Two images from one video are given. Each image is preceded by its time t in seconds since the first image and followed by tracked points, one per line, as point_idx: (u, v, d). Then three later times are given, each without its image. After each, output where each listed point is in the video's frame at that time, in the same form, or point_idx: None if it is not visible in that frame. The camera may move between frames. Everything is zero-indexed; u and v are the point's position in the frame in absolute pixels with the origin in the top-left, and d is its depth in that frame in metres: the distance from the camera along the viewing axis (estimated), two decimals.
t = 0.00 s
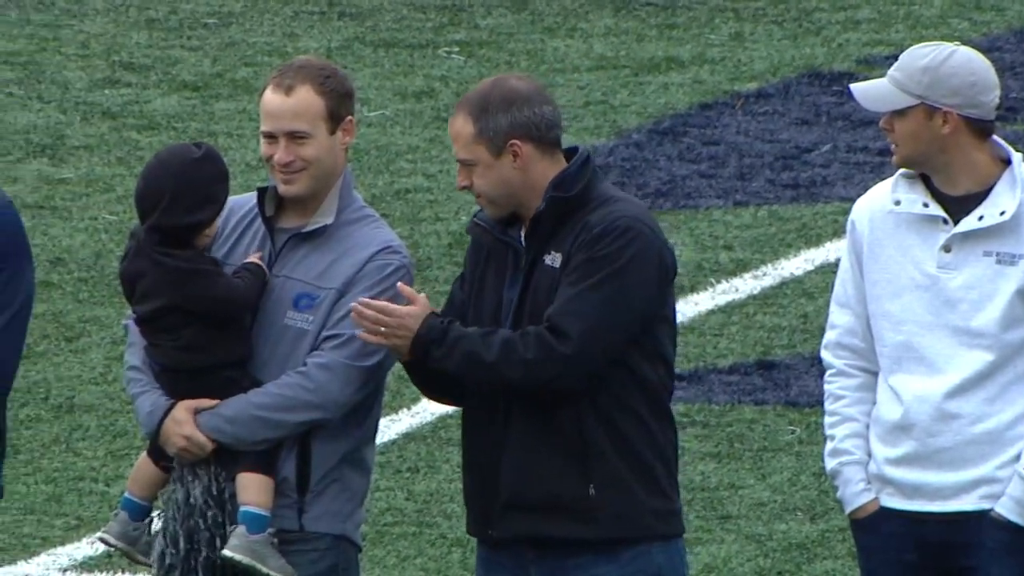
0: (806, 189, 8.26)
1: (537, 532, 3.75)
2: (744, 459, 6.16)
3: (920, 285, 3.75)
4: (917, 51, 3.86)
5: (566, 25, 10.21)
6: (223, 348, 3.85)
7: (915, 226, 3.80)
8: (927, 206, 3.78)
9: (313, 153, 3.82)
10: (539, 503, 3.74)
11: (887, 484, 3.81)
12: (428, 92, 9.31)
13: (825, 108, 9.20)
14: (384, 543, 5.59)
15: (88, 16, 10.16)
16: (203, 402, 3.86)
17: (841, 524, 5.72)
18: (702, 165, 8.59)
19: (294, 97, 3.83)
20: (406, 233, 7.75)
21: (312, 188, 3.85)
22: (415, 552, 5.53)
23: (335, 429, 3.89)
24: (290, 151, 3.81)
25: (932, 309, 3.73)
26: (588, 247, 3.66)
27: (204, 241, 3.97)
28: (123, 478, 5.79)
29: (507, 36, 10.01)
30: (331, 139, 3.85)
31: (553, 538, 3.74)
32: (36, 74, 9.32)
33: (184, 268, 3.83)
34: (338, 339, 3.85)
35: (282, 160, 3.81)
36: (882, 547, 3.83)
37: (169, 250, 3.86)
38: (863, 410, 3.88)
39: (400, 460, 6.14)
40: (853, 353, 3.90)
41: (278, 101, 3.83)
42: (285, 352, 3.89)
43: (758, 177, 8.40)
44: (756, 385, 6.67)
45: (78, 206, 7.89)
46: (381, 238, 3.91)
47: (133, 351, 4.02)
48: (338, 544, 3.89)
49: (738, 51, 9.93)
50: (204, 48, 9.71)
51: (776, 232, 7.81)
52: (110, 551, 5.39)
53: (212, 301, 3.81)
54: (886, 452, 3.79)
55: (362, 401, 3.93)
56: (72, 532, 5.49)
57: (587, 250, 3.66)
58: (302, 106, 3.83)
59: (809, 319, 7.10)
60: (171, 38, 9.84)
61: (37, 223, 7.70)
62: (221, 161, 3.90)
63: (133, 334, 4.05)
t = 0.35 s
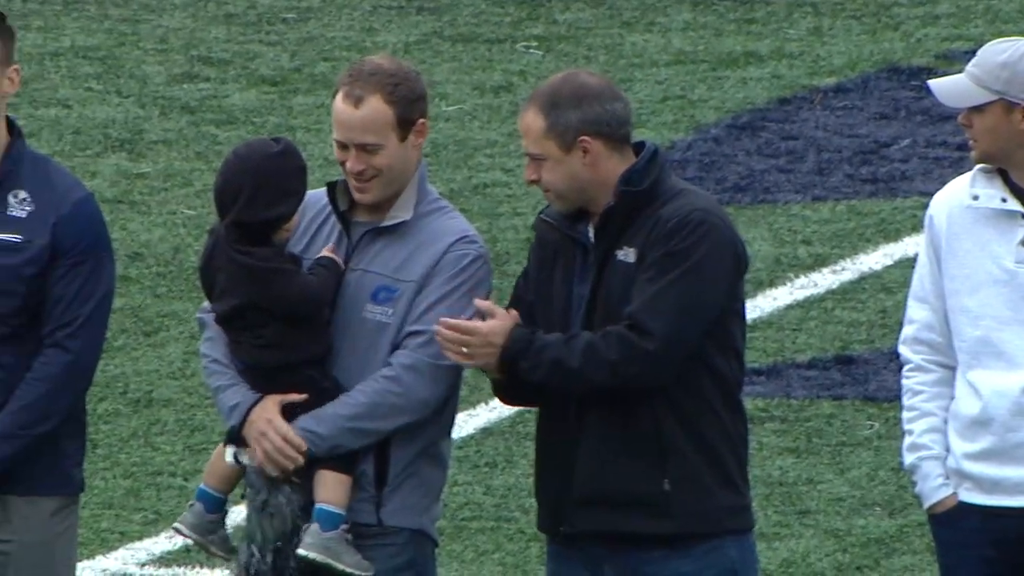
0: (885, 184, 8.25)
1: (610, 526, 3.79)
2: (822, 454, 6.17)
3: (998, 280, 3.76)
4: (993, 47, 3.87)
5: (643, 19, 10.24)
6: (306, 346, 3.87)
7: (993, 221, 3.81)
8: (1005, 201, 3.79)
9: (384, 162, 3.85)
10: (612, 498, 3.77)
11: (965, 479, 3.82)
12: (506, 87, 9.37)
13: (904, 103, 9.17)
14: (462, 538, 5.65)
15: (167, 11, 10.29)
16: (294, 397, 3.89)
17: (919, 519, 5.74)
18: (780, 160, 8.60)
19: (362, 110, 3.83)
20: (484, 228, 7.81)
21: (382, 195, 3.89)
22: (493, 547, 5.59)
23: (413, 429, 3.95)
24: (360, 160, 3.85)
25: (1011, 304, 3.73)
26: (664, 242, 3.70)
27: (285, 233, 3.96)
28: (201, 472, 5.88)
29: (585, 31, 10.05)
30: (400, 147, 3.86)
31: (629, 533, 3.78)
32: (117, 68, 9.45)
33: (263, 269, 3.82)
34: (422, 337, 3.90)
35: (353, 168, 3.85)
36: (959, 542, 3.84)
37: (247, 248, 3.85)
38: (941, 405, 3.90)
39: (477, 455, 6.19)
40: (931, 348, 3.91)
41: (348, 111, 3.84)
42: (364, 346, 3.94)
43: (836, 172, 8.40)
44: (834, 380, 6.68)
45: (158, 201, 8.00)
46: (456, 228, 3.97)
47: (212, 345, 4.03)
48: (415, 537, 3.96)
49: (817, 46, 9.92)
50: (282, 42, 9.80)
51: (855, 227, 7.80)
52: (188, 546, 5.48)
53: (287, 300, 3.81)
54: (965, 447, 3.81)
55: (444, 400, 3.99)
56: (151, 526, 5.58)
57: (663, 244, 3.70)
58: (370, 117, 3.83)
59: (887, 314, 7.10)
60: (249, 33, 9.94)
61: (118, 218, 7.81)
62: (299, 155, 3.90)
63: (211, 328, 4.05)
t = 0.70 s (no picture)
0: (963, 186, 8.18)
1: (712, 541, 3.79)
2: (901, 456, 6.11)
3: None
4: None
5: (722, 21, 10.18)
6: (389, 346, 3.86)
7: None
8: None
9: (441, 175, 3.78)
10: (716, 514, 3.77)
11: None
12: (583, 88, 9.35)
13: (983, 104, 9.09)
14: (539, 540, 5.63)
15: (245, 11, 10.32)
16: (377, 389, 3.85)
17: (998, 521, 5.67)
18: (858, 161, 8.53)
19: (423, 121, 3.76)
20: (562, 228, 7.79)
21: (442, 204, 3.84)
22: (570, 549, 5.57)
23: (490, 432, 3.93)
24: (418, 170, 3.79)
25: None
26: (785, 259, 3.67)
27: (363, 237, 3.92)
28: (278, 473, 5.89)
29: (664, 32, 10.01)
30: (461, 162, 3.79)
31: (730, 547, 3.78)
32: (194, 70, 9.49)
33: (343, 268, 3.80)
34: (519, 349, 3.89)
35: (412, 177, 3.80)
36: None
37: (326, 245, 3.84)
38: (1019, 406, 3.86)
39: (555, 457, 6.17)
40: (1011, 350, 3.87)
41: (410, 121, 3.78)
42: (444, 348, 3.93)
43: (914, 173, 8.33)
44: (912, 382, 6.62)
45: (236, 203, 8.03)
46: (534, 228, 3.94)
47: (289, 343, 4.01)
48: (493, 538, 3.94)
49: (894, 48, 9.85)
50: (360, 44, 9.82)
51: (932, 228, 7.74)
52: (266, 547, 5.49)
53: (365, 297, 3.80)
54: None
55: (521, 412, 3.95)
56: (229, 528, 5.59)
57: (782, 260, 3.67)
58: (428, 130, 3.76)
59: (966, 316, 7.03)
60: (327, 34, 9.96)
61: (196, 220, 7.84)
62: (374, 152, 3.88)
63: (288, 327, 4.03)
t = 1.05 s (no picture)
0: None
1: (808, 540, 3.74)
2: (962, 459, 6.06)
3: None
4: None
5: (783, 24, 10.15)
6: (447, 350, 3.86)
7: None
8: None
9: (502, 180, 3.78)
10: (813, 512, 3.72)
11: None
12: (645, 91, 9.32)
13: None
14: (601, 542, 5.62)
15: (307, 14, 10.34)
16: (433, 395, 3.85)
17: None
18: (919, 164, 8.48)
19: (488, 125, 3.75)
20: (623, 232, 7.77)
21: (502, 208, 3.84)
22: (631, 552, 5.56)
23: (550, 434, 3.92)
24: (480, 174, 3.78)
25: None
26: (885, 258, 3.71)
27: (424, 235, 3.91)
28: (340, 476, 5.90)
29: (725, 35, 9.98)
30: (523, 168, 3.78)
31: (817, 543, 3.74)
32: (256, 73, 9.52)
33: (402, 274, 3.80)
34: (575, 351, 3.87)
35: (473, 180, 3.79)
36: None
37: (386, 250, 3.83)
38: None
39: (616, 459, 6.16)
40: None
41: (476, 123, 3.77)
42: (504, 353, 3.92)
43: (975, 177, 8.28)
44: (973, 385, 6.57)
45: (297, 205, 8.05)
46: (593, 232, 3.93)
47: (349, 347, 4.02)
48: (553, 541, 3.92)
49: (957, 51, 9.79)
50: (422, 47, 9.83)
51: (994, 232, 7.68)
52: (327, 549, 5.51)
53: (425, 307, 3.79)
54: None
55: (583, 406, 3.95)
56: (290, 531, 5.61)
57: (880, 259, 3.71)
58: (492, 135, 3.75)
59: None
60: (388, 38, 9.98)
61: (257, 223, 7.86)
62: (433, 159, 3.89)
63: (348, 330, 4.04)
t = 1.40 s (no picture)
0: None
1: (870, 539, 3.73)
2: (1010, 456, 6.02)
3: None
4: None
5: (830, 20, 10.10)
6: (494, 348, 3.85)
7: None
8: None
9: (549, 175, 3.76)
10: (878, 512, 3.70)
11: None
12: (691, 88, 9.30)
13: None
14: (647, 539, 5.60)
15: (353, 11, 10.34)
16: (476, 397, 3.84)
17: None
18: (967, 161, 8.43)
19: (536, 120, 3.74)
20: (669, 229, 7.75)
21: (549, 205, 3.83)
22: (677, 548, 5.54)
23: (595, 421, 3.88)
24: (528, 168, 3.77)
25: None
26: (948, 258, 3.68)
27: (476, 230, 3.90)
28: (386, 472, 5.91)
29: (771, 32, 9.94)
30: (569, 163, 3.77)
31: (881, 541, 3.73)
32: (303, 69, 9.53)
33: (454, 270, 3.78)
34: (589, 326, 3.84)
35: (521, 175, 3.78)
36: None
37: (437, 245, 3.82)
38: None
39: (662, 456, 6.14)
40: None
41: (524, 118, 3.76)
42: (546, 346, 3.91)
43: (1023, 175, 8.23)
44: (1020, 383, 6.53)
45: (343, 202, 8.05)
46: (636, 229, 3.90)
47: (397, 344, 4.01)
48: (599, 537, 3.91)
49: (1004, 48, 9.73)
50: (468, 43, 9.83)
51: None
52: (374, 546, 5.51)
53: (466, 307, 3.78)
54: None
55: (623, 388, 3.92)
56: (336, 527, 5.61)
57: (949, 260, 3.68)
58: (539, 130, 3.73)
59: None
60: (434, 34, 9.97)
61: (303, 219, 7.87)
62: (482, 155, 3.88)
63: (397, 328, 4.04)
